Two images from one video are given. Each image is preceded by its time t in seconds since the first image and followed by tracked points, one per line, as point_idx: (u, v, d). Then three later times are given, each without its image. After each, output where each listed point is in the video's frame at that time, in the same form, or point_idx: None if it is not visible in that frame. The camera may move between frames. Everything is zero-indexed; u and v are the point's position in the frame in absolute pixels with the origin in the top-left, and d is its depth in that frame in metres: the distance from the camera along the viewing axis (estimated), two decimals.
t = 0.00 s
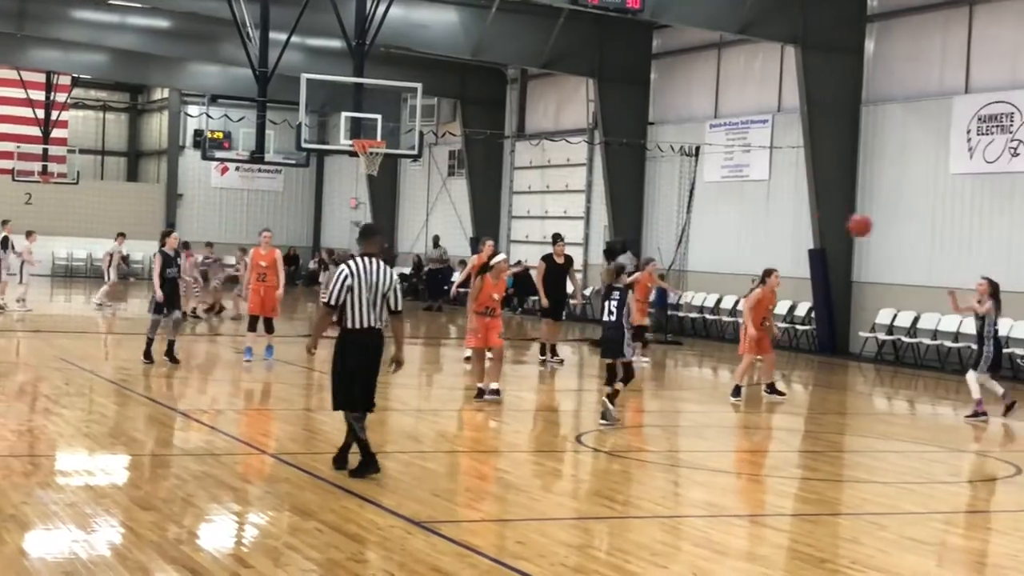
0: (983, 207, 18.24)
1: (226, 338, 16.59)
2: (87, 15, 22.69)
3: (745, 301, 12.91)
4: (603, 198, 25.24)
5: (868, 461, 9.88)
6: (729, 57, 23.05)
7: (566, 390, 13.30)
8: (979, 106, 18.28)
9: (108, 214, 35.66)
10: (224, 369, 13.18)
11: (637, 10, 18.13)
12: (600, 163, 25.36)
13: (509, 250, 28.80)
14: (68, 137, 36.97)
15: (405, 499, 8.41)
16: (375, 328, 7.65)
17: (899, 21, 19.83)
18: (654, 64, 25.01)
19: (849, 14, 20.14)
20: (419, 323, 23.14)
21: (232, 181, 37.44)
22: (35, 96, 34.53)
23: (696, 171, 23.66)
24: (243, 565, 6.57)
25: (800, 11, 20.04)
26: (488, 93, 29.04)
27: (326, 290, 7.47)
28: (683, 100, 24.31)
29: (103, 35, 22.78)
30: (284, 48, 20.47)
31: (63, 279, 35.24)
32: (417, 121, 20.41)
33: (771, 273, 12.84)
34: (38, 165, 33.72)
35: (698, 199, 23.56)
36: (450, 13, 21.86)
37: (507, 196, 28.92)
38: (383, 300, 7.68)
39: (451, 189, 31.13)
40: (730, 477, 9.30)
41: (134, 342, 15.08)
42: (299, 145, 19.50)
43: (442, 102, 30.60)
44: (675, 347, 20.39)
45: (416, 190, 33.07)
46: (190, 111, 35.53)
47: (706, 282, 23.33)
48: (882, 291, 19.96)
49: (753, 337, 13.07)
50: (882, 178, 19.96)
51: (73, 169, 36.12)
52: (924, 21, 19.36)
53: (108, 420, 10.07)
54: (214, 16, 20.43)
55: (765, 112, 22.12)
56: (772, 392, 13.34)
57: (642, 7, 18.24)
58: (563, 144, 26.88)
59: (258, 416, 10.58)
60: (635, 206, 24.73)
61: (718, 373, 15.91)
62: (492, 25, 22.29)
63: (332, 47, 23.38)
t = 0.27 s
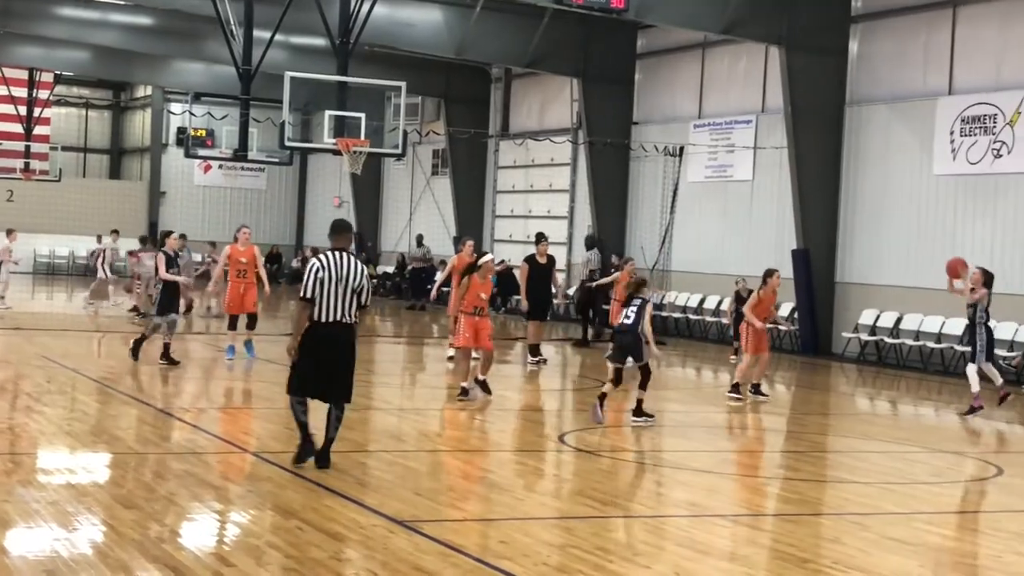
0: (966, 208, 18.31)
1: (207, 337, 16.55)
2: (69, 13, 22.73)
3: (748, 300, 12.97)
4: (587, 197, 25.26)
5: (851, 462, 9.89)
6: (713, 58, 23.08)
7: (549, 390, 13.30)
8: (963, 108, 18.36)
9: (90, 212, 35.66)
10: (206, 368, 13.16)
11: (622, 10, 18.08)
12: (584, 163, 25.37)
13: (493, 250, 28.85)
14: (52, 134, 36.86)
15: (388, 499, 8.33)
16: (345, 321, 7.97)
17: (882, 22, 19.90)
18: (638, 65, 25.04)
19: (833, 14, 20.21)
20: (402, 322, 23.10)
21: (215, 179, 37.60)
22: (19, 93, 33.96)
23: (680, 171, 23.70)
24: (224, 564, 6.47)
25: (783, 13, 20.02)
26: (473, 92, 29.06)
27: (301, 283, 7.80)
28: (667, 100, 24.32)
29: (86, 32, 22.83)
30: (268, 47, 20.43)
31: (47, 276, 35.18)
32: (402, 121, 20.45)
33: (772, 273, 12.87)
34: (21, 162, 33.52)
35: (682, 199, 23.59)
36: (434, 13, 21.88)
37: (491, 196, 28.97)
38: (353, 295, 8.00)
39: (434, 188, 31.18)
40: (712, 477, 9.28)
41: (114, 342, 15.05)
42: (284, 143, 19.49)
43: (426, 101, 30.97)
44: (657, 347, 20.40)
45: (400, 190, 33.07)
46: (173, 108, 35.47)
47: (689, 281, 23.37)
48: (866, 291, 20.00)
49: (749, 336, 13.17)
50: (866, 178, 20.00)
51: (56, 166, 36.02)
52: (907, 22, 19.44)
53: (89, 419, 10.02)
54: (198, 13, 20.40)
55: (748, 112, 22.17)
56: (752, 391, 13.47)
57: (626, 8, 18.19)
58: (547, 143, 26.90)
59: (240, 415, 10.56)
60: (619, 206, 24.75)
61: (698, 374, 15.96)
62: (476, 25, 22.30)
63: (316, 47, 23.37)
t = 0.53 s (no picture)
0: (956, 211, 18.34)
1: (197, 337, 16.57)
2: (61, 12, 22.75)
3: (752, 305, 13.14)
4: (579, 198, 25.28)
5: (841, 464, 9.91)
6: (705, 60, 23.10)
7: (540, 391, 13.33)
8: (954, 111, 18.39)
9: (82, 211, 35.68)
10: (198, 368, 13.17)
11: (615, 12, 18.11)
12: (577, 165, 25.38)
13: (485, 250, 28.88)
14: (44, 133, 36.79)
15: (379, 499, 8.31)
16: (320, 321, 8.00)
17: (874, 25, 19.94)
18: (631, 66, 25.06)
19: (825, 17, 20.24)
20: (393, 322, 23.14)
21: (207, 179, 37.60)
22: (9, 93, 32.64)
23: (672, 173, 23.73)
24: (215, 565, 6.44)
25: (774, 16, 20.02)
26: (465, 93, 29.07)
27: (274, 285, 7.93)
28: (659, 102, 24.35)
29: (78, 31, 22.84)
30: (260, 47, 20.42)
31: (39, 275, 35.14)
32: (393, 121, 20.46)
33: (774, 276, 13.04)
34: (14, 161, 33.30)
35: (674, 200, 23.62)
36: (426, 14, 21.89)
37: (482, 197, 29.02)
38: (328, 296, 8.02)
39: (427, 189, 31.22)
40: (702, 479, 9.29)
41: (105, 341, 15.05)
42: (275, 144, 19.52)
43: (418, 101, 30.99)
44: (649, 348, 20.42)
45: (392, 191, 33.08)
46: (166, 107, 35.44)
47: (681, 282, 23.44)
48: (856, 293, 20.03)
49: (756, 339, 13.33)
50: (857, 181, 20.02)
51: (48, 165, 35.97)
52: (898, 25, 19.47)
53: (80, 419, 10.01)
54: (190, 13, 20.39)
55: (740, 114, 22.21)
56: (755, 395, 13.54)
57: (619, 9, 18.17)
58: (539, 144, 26.92)
59: (231, 416, 10.57)
60: (611, 207, 24.77)
61: (688, 375, 15.99)
62: (468, 27, 22.31)
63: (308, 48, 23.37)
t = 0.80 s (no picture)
0: (954, 214, 18.34)
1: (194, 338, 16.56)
2: (59, 13, 22.69)
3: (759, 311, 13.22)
4: (577, 199, 25.28)
5: (838, 467, 9.92)
6: (703, 62, 23.11)
7: (538, 393, 13.35)
8: (951, 114, 18.40)
9: (79, 212, 35.65)
10: (195, 369, 13.18)
11: (612, 14, 18.17)
12: (574, 167, 25.37)
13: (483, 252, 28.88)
14: (42, 134, 36.78)
15: (376, 501, 8.31)
16: (300, 318, 8.36)
17: (872, 27, 19.94)
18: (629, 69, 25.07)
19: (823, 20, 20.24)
20: (391, 324, 23.13)
21: (205, 181, 37.56)
22: (7, 93, 32.86)
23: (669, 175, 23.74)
24: (212, 566, 6.44)
25: (772, 17, 20.13)
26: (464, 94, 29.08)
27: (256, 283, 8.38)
28: (657, 104, 24.35)
29: (76, 33, 22.80)
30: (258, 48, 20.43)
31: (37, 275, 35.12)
32: (391, 123, 20.48)
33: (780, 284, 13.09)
34: (12, 161, 33.27)
35: (672, 202, 23.63)
36: (425, 15, 21.90)
37: (480, 199, 29.02)
38: (309, 292, 8.38)
39: (425, 190, 31.23)
40: (699, 481, 9.30)
41: (103, 342, 15.06)
42: (273, 146, 19.55)
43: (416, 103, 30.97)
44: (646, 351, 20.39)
45: (390, 192, 33.08)
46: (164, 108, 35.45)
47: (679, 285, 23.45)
48: (854, 296, 20.03)
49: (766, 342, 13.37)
50: (855, 184, 20.02)
51: (46, 166, 35.96)
52: (896, 28, 19.48)
53: (77, 420, 10.03)
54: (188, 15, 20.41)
55: (738, 116, 22.23)
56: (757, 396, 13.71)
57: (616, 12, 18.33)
58: (537, 146, 26.92)
59: (229, 417, 10.58)
60: (609, 209, 24.76)
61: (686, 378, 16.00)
62: (466, 29, 22.31)
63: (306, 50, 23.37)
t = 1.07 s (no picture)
0: (952, 218, 18.35)
1: (192, 340, 16.57)
2: (59, 15, 22.74)
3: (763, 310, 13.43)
4: (575, 201, 25.28)
5: (836, 470, 9.92)
6: (702, 65, 23.12)
7: (537, 396, 13.35)
8: (949, 117, 18.42)
9: (77, 214, 35.61)
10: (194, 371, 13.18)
11: (611, 17, 18.14)
12: (572, 170, 25.37)
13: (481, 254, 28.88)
14: (40, 135, 36.74)
15: (373, 503, 8.30)
16: (296, 321, 8.35)
17: (870, 31, 19.96)
18: (627, 71, 25.09)
19: (821, 24, 20.25)
20: (388, 326, 23.11)
21: (203, 182, 37.52)
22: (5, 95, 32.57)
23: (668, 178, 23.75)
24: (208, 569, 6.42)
25: (772, 18, 20.06)
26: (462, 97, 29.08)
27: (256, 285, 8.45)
28: (655, 106, 24.36)
29: (74, 35, 22.79)
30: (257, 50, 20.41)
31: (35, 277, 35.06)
32: (390, 125, 20.48)
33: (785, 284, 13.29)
34: (8, 163, 33.04)
35: (670, 205, 23.65)
36: (424, 18, 21.91)
37: (478, 201, 29.04)
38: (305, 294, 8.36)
39: (423, 193, 31.25)
40: (697, 484, 9.30)
41: (101, 344, 15.06)
42: (272, 147, 19.56)
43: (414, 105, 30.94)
44: (644, 354, 20.36)
45: (388, 194, 33.07)
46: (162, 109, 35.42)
47: (677, 287, 23.46)
48: (851, 299, 20.05)
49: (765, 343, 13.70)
50: (853, 187, 20.03)
51: (44, 167, 35.90)
52: (894, 31, 19.49)
53: (75, 421, 10.02)
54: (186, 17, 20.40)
55: (736, 120, 22.24)
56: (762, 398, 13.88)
57: (615, 14, 18.27)
58: (535, 149, 26.92)
59: (228, 419, 10.59)
60: (607, 211, 24.76)
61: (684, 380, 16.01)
62: (465, 31, 22.31)
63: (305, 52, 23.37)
